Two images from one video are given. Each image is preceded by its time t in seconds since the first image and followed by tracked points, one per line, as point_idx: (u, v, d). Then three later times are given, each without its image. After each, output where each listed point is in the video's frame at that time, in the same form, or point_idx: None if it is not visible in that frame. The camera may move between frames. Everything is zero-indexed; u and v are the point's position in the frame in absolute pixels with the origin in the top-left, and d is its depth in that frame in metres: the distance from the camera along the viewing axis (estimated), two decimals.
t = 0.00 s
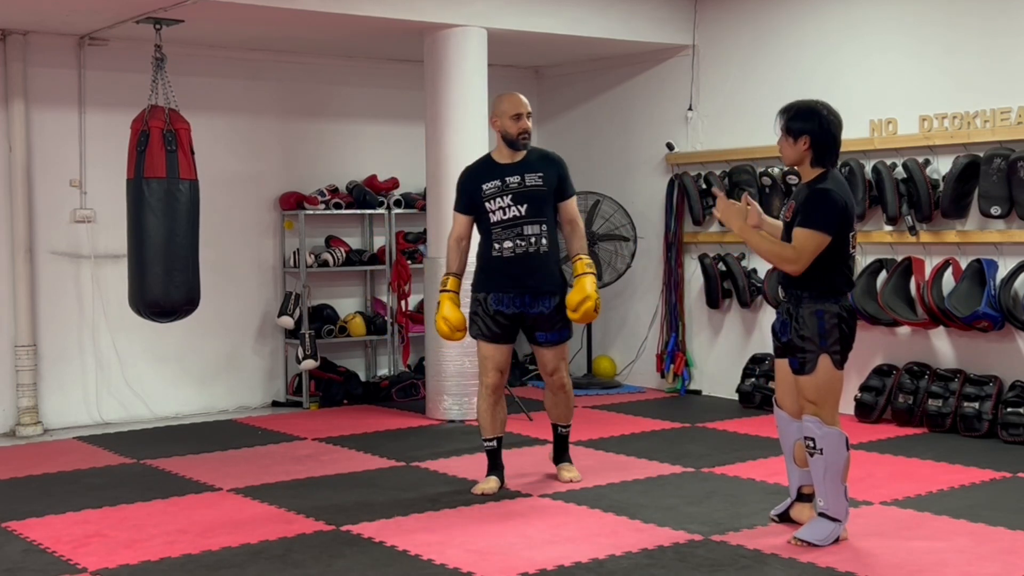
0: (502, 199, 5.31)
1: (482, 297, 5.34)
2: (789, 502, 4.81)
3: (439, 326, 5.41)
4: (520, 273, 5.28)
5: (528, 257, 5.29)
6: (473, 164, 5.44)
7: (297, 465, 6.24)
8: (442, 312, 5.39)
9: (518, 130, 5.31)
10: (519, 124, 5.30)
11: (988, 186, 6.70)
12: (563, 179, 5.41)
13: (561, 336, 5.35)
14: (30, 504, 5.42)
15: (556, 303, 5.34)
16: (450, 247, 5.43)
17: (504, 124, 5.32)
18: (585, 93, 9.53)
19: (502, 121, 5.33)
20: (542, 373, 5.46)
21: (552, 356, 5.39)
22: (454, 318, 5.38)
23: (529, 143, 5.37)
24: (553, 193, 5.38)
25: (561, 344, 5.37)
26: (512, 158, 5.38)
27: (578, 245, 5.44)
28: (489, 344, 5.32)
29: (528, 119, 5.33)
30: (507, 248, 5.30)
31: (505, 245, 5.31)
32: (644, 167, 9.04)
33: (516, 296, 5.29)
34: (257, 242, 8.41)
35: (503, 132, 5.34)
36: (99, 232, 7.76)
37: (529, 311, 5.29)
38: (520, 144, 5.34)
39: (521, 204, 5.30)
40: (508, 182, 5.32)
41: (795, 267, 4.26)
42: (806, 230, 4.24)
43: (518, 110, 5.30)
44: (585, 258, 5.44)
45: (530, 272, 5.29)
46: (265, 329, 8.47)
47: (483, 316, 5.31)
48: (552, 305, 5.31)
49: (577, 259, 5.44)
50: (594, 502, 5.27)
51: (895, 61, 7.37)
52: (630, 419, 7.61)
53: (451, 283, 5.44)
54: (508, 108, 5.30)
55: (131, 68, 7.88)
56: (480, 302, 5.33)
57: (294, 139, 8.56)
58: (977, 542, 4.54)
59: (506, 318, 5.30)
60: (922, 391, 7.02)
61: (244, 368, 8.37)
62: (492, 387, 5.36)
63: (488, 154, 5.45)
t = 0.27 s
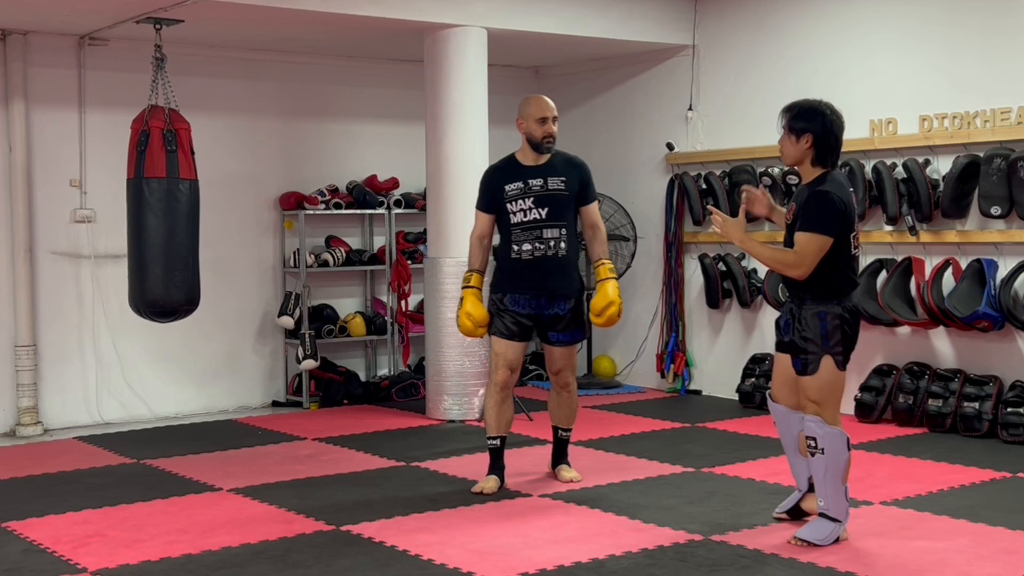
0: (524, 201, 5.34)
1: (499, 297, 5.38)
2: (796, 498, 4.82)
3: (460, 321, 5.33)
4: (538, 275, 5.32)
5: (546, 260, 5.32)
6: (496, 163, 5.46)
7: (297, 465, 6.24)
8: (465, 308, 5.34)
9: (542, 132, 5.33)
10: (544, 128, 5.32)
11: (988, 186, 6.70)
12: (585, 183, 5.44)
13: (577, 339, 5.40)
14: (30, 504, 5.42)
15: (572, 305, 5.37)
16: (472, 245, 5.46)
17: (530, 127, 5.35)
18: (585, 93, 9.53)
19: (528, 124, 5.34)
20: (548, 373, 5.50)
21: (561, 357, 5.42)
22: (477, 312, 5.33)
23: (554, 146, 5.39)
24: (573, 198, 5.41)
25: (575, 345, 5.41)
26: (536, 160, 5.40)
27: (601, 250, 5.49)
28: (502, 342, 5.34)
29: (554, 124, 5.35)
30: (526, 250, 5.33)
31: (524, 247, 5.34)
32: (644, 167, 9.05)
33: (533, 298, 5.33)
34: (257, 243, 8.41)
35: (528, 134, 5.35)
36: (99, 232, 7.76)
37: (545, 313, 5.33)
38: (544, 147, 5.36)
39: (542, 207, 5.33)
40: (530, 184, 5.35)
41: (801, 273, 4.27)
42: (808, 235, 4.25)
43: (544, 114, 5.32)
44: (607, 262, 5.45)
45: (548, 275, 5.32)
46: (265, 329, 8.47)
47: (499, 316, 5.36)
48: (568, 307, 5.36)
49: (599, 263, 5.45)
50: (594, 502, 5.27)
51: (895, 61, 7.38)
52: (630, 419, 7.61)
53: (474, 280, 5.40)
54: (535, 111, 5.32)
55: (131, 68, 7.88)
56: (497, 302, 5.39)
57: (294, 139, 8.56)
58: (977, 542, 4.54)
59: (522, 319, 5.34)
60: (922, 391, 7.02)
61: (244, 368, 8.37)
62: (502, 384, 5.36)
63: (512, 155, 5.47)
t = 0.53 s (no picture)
0: (537, 203, 5.39)
1: (507, 294, 5.45)
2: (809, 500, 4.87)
3: (469, 315, 5.47)
4: (546, 276, 5.36)
5: (555, 263, 5.36)
6: (516, 160, 5.49)
7: (297, 465, 6.24)
8: (476, 301, 5.46)
9: (563, 135, 5.35)
10: (564, 131, 5.34)
11: (988, 186, 6.70)
12: (601, 188, 5.45)
13: (582, 338, 5.44)
14: (30, 504, 5.42)
15: (580, 308, 5.41)
16: (487, 239, 5.53)
17: (550, 129, 5.37)
18: (585, 93, 9.53)
19: (549, 126, 5.37)
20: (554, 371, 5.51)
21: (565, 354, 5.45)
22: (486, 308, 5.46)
23: (573, 150, 5.40)
24: (588, 202, 5.42)
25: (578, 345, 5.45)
26: (554, 162, 5.42)
27: (614, 257, 5.51)
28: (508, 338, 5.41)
29: (574, 128, 5.37)
30: (535, 251, 5.38)
31: (534, 248, 5.39)
32: (644, 167, 9.04)
33: (539, 298, 5.38)
34: (257, 243, 8.41)
35: (549, 136, 5.38)
36: (99, 232, 7.76)
37: (550, 313, 5.38)
38: (564, 150, 5.37)
39: (554, 210, 5.36)
40: (546, 186, 5.38)
41: (824, 269, 4.27)
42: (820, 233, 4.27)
43: (565, 117, 5.33)
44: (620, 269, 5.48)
45: (556, 277, 5.36)
46: (265, 329, 8.47)
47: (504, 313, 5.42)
48: (573, 309, 5.40)
49: (612, 270, 5.48)
50: (594, 502, 5.27)
51: (895, 61, 7.37)
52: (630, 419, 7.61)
53: (485, 275, 5.50)
54: (557, 114, 5.35)
55: (131, 68, 7.88)
56: (505, 299, 5.44)
57: (294, 139, 8.56)
58: (977, 542, 4.54)
59: (528, 319, 5.40)
60: (922, 391, 7.02)
61: (244, 368, 8.37)
62: (503, 379, 5.41)
63: (530, 156, 5.49)
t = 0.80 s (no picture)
0: (537, 201, 5.42)
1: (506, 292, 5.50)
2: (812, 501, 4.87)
3: (470, 311, 5.58)
4: (543, 275, 5.39)
5: (552, 262, 5.39)
6: (522, 158, 5.55)
7: (297, 465, 6.24)
8: (476, 297, 5.57)
9: (568, 136, 5.38)
10: (569, 132, 5.37)
11: (988, 186, 6.70)
12: (604, 190, 5.44)
13: (578, 338, 5.44)
14: (29, 504, 5.42)
15: (577, 307, 5.41)
16: (490, 235, 5.62)
17: (556, 130, 5.39)
18: (585, 93, 9.53)
19: (555, 126, 5.39)
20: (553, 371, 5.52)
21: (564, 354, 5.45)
22: (486, 304, 5.57)
23: (577, 150, 5.43)
24: (589, 203, 5.42)
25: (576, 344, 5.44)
26: (558, 162, 5.45)
27: (615, 258, 5.48)
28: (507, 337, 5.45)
29: (579, 129, 5.40)
30: (533, 250, 5.42)
31: (532, 246, 5.42)
32: (645, 167, 9.04)
33: (535, 297, 5.41)
34: (257, 243, 8.41)
35: (554, 136, 5.40)
36: (99, 231, 7.76)
37: (546, 312, 5.40)
38: (568, 150, 5.40)
39: (553, 209, 5.39)
40: (546, 185, 5.42)
41: (831, 264, 4.27)
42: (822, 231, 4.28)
43: (571, 117, 5.36)
44: (621, 270, 5.47)
45: (553, 276, 5.39)
46: (265, 329, 8.47)
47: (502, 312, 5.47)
48: (570, 308, 5.40)
49: (614, 272, 5.47)
50: (594, 502, 5.27)
51: (895, 61, 7.38)
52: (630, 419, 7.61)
53: (485, 271, 5.61)
54: (563, 114, 5.37)
55: (131, 68, 7.88)
56: (503, 297, 5.50)
57: (294, 139, 8.56)
58: (977, 542, 4.54)
59: (524, 317, 5.43)
60: (922, 391, 7.02)
61: (244, 368, 8.37)
62: (502, 380, 5.49)
63: (535, 155, 5.52)
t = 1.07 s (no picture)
0: (527, 201, 5.44)
1: (500, 294, 5.52)
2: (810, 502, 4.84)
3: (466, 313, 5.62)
4: (535, 274, 5.41)
5: (544, 260, 5.41)
6: (511, 159, 5.58)
7: (297, 465, 6.24)
8: (471, 300, 5.60)
9: (558, 135, 5.42)
10: (559, 131, 5.42)
11: (988, 186, 6.70)
12: (593, 187, 5.47)
13: (573, 336, 5.43)
14: (30, 504, 5.42)
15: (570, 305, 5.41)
16: (483, 237, 5.65)
17: (546, 129, 5.44)
18: (585, 93, 9.53)
19: (544, 126, 5.44)
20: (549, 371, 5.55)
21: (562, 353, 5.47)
22: (483, 305, 5.60)
23: (568, 150, 5.46)
24: (579, 201, 5.45)
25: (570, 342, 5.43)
26: (548, 162, 5.48)
27: (605, 253, 5.48)
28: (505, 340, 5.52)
29: (569, 128, 5.44)
30: (525, 249, 5.44)
31: (524, 245, 5.45)
32: (645, 167, 9.04)
33: (529, 297, 5.43)
34: (257, 243, 8.41)
35: (543, 136, 5.45)
36: (99, 232, 7.76)
37: (539, 311, 5.42)
38: (558, 150, 5.44)
39: (543, 208, 5.41)
40: (536, 184, 5.44)
41: (820, 261, 4.27)
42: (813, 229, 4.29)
43: (560, 117, 5.41)
44: (610, 265, 5.46)
45: (545, 275, 5.40)
46: (265, 329, 8.47)
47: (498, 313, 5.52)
48: (563, 306, 5.40)
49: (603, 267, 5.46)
50: (594, 502, 5.27)
51: (895, 61, 7.37)
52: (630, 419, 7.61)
53: (481, 273, 5.63)
54: (552, 114, 5.42)
55: (132, 68, 7.88)
56: (498, 298, 5.53)
57: (294, 139, 8.56)
58: (977, 542, 4.54)
59: (518, 317, 5.45)
60: (922, 391, 7.02)
61: (244, 368, 8.37)
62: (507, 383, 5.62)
63: (526, 156, 5.57)
